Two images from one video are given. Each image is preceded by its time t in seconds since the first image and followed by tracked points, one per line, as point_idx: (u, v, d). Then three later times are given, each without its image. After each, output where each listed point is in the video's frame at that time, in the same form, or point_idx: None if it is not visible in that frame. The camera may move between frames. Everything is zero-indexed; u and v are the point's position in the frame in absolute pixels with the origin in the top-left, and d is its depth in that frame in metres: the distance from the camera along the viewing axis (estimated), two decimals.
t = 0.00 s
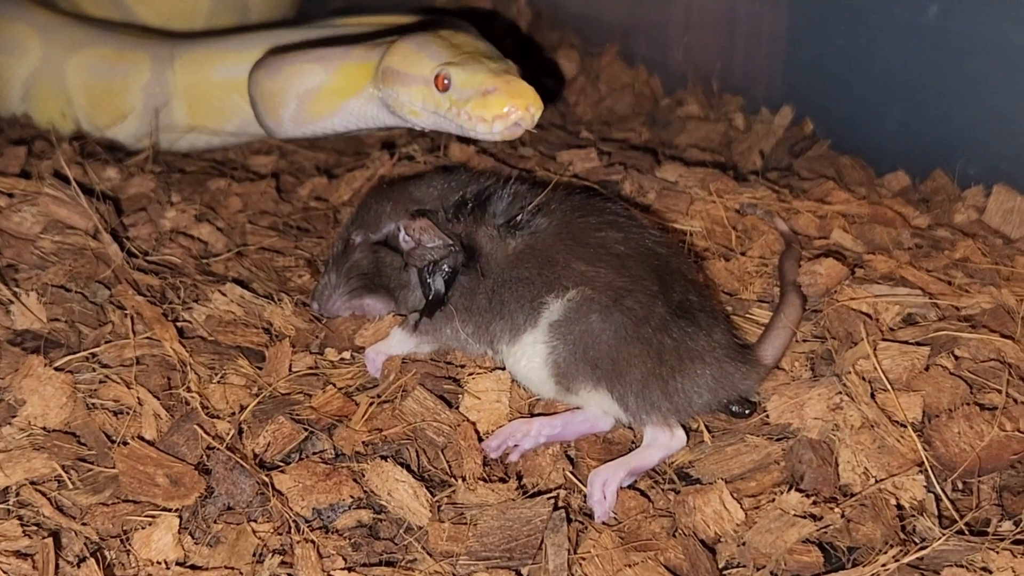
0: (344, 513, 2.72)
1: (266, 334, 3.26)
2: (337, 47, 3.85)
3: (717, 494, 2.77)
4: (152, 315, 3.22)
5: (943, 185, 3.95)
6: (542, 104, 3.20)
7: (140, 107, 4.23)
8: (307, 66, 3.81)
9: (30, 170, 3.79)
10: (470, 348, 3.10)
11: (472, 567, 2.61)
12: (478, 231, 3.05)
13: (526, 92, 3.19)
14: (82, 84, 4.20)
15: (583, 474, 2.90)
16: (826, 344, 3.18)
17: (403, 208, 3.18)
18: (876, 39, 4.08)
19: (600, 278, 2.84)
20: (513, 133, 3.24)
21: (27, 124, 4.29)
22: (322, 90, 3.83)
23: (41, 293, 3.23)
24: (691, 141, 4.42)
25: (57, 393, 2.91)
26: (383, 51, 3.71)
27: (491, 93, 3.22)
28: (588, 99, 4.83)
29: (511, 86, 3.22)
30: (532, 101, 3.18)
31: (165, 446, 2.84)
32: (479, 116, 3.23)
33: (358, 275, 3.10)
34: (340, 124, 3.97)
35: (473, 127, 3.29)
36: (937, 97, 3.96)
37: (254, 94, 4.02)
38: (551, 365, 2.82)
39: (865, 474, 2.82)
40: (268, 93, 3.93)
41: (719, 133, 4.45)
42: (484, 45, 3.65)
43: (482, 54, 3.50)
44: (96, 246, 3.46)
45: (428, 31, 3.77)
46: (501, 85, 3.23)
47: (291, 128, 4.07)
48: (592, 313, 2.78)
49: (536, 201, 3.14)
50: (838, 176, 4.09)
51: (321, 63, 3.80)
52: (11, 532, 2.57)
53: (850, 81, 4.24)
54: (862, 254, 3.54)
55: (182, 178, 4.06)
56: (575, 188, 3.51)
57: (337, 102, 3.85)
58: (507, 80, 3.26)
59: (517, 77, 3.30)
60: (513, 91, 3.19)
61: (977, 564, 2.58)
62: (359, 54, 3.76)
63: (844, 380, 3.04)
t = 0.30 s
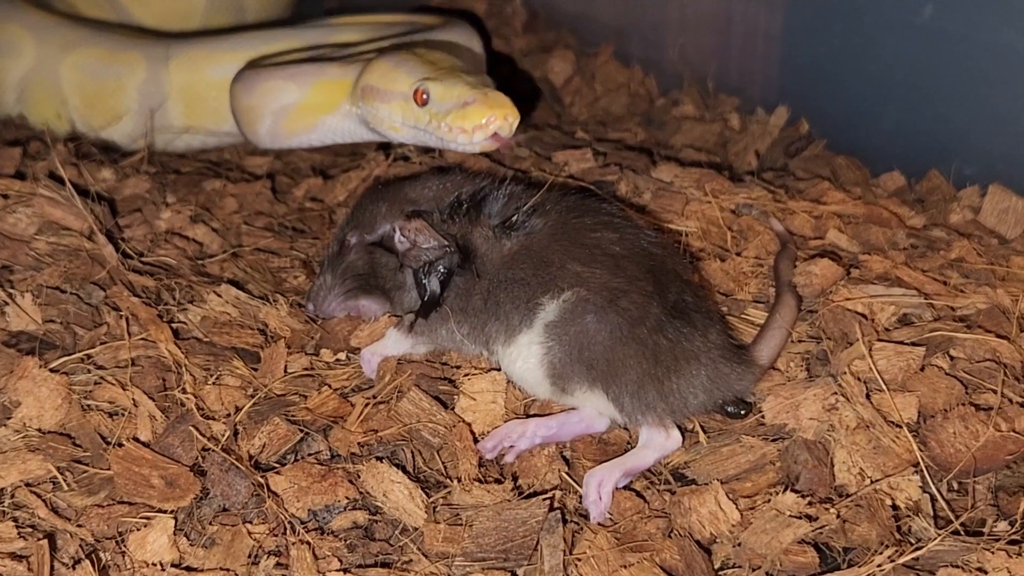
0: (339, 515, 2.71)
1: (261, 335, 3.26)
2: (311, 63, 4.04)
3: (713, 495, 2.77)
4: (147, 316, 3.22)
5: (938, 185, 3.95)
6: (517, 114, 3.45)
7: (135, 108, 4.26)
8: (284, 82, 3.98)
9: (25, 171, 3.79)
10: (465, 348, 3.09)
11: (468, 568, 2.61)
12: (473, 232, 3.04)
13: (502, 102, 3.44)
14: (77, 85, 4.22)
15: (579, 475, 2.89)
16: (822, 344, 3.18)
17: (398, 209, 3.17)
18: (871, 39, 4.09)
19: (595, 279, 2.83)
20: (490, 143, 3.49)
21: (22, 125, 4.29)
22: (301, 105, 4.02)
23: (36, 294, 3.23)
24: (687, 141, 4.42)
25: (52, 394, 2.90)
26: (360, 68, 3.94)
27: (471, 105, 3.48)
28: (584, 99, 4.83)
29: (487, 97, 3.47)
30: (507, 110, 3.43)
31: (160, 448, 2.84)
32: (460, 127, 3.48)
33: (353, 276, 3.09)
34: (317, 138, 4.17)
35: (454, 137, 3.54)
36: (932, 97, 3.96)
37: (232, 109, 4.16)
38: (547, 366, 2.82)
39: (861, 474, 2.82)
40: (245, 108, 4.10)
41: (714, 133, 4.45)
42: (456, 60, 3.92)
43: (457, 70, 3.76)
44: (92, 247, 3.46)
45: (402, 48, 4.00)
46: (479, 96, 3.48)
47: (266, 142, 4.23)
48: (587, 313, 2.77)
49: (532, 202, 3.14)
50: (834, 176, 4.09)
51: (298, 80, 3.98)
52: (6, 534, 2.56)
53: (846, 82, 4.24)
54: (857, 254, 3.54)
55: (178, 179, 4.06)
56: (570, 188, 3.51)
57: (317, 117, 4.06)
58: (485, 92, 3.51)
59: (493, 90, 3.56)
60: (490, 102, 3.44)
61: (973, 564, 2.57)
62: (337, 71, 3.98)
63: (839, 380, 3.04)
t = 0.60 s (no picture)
0: (336, 514, 2.71)
1: (258, 334, 3.25)
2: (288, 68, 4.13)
3: (710, 494, 2.77)
4: (144, 315, 3.22)
5: (935, 185, 3.95)
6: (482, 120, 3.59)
7: (131, 107, 4.28)
8: (260, 87, 4.06)
9: (21, 171, 3.79)
10: (462, 348, 3.09)
11: (464, 568, 2.60)
12: (470, 231, 3.04)
13: (467, 110, 3.58)
14: (72, 85, 4.24)
15: (576, 475, 2.89)
16: (819, 344, 3.18)
17: (395, 209, 3.17)
18: (867, 39, 4.09)
19: (592, 278, 2.83)
20: (456, 146, 3.61)
21: (18, 125, 4.30)
22: (277, 110, 4.09)
23: (32, 294, 3.23)
24: (684, 140, 4.41)
25: (48, 394, 2.90)
26: (335, 74, 4.05)
27: (435, 111, 3.62)
28: (581, 99, 4.83)
29: (453, 104, 3.62)
30: (472, 117, 3.56)
31: (156, 448, 2.83)
32: (425, 132, 3.61)
33: (350, 276, 3.09)
34: (292, 143, 4.24)
35: (419, 142, 3.68)
36: (927, 96, 3.96)
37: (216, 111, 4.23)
38: (544, 366, 2.82)
39: (858, 474, 2.81)
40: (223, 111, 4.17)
41: (711, 132, 4.45)
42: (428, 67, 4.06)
43: (427, 76, 3.90)
44: (88, 247, 3.46)
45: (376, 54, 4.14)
46: (445, 103, 3.63)
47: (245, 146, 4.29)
48: (584, 313, 2.77)
49: (529, 201, 3.13)
50: (831, 175, 4.09)
51: (274, 84, 4.06)
52: (2, 534, 2.55)
53: (842, 81, 4.25)
54: (854, 254, 3.54)
55: (174, 179, 4.05)
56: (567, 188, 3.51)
57: (292, 122, 4.13)
58: (451, 99, 3.66)
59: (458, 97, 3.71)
60: (455, 109, 3.58)
61: (971, 563, 2.57)
62: (313, 76, 4.07)
63: (836, 380, 3.04)
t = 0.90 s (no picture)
0: (335, 515, 2.71)
1: (256, 335, 3.25)
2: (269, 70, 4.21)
3: (709, 495, 2.77)
4: (142, 316, 3.22)
5: (934, 185, 3.94)
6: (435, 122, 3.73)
7: (130, 108, 4.29)
8: (241, 88, 4.13)
9: (19, 171, 3.79)
10: (461, 349, 3.10)
11: (463, 569, 2.60)
12: (469, 232, 3.04)
13: (420, 113, 3.73)
14: (70, 85, 4.24)
15: (575, 476, 2.89)
16: (817, 344, 3.18)
17: (393, 209, 3.16)
18: (866, 39, 4.09)
19: (591, 279, 2.83)
20: (409, 149, 3.75)
21: (16, 126, 4.30)
22: (258, 112, 4.16)
23: (30, 295, 3.23)
24: (682, 141, 4.42)
25: (47, 395, 2.89)
26: (311, 77, 4.15)
27: (389, 114, 3.77)
28: (579, 100, 4.84)
29: (406, 107, 3.77)
30: (424, 120, 3.71)
31: (155, 448, 2.83)
32: (377, 134, 3.76)
33: (349, 277, 3.08)
34: (273, 145, 4.32)
35: (373, 143, 3.83)
36: (925, 96, 3.96)
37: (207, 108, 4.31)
38: (542, 366, 2.82)
39: (857, 474, 2.81)
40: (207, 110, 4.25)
41: (710, 133, 4.46)
42: (402, 70, 4.18)
43: (394, 80, 4.02)
44: (86, 247, 3.46)
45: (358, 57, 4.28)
46: (399, 107, 3.78)
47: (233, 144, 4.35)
48: (582, 314, 2.77)
49: (527, 202, 3.13)
50: (829, 176, 4.09)
51: (255, 85, 4.13)
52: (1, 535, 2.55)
53: (840, 82, 4.25)
54: (852, 254, 3.54)
55: (173, 179, 4.05)
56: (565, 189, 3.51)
57: (272, 124, 4.21)
58: (407, 102, 3.80)
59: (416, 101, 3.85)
60: (406, 112, 3.73)
61: (970, 564, 2.56)
62: (292, 79, 4.16)
63: (835, 380, 3.05)
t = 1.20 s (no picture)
0: (334, 516, 2.71)
1: (256, 337, 3.25)
2: (242, 74, 4.30)
3: (708, 497, 2.77)
4: (142, 317, 3.22)
5: (933, 186, 3.94)
6: (377, 134, 3.95)
7: (131, 109, 4.30)
8: (212, 90, 4.20)
9: (19, 173, 3.80)
10: (460, 350, 3.10)
11: (462, 570, 2.60)
12: (468, 234, 3.04)
13: (363, 125, 3.93)
14: (69, 86, 4.24)
15: (574, 477, 2.89)
16: (816, 346, 3.18)
17: (393, 211, 3.16)
18: (865, 40, 4.09)
19: (590, 281, 2.82)
20: (351, 158, 3.98)
21: (15, 127, 4.31)
22: (227, 115, 4.24)
23: (30, 296, 3.23)
24: (681, 143, 4.42)
25: (46, 396, 2.89)
26: (280, 82, 4.26)
27: (331, 124, 3.95)
28: (579, 101, 4.84)
29: (348, 118, 3.95)
30: (367, 132, 3.93)
31: (154, 450, 2.83)
32: (320, 143, 3.97)
33: (348, 278, 3.08)
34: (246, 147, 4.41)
35: (317, 151, 4.02)
36: (924, 97, 3.96)
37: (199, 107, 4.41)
38: (542, 368, 2.82)
39: (856, 476, 2.81)
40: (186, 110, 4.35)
41: (709, 134, 4.46)
42: (366, 77, 4.29)
43: (350, 89, 4.16)
44: (85, 248, 3.46)
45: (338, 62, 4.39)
46: (341, 117, 3.96)
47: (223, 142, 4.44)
48: (581, 315, 2.76)
49: (527, 203, 3.13)
50: (828, 178, 4.09)
51: (225, 88, 4.21)
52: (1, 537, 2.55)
53: (840, 83, 4.25)
54: (852, 256, 3.54)
55: (172, 181, 4.06)
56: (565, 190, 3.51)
57: (243, 127, 4.29)
58: (350, 113, 3.98)
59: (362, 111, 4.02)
60: (348, 123, 3.93)
61: (969, 565, 2.56)
62: (262, 83, 4.26)
63: (834, 382, 3.05)
